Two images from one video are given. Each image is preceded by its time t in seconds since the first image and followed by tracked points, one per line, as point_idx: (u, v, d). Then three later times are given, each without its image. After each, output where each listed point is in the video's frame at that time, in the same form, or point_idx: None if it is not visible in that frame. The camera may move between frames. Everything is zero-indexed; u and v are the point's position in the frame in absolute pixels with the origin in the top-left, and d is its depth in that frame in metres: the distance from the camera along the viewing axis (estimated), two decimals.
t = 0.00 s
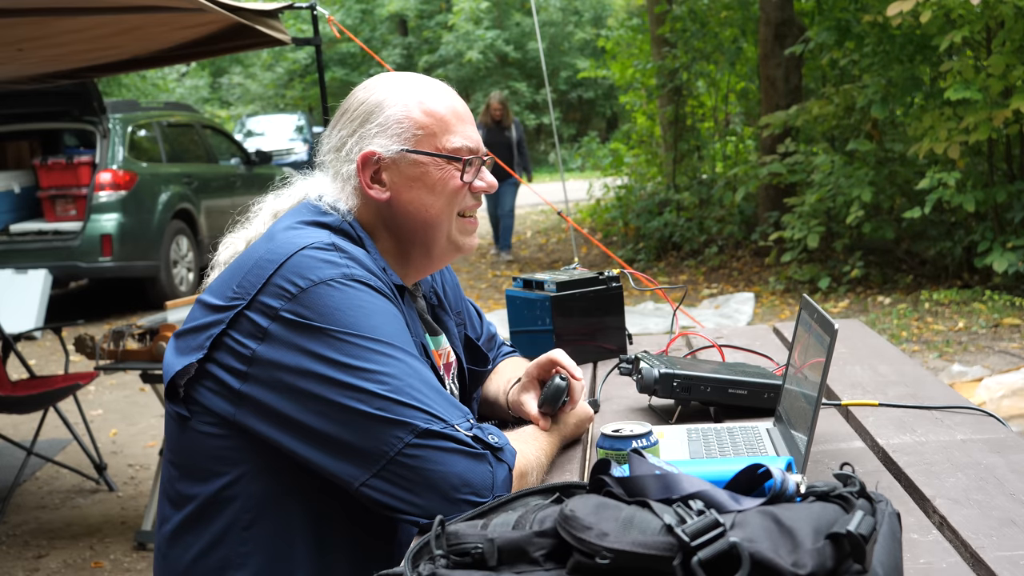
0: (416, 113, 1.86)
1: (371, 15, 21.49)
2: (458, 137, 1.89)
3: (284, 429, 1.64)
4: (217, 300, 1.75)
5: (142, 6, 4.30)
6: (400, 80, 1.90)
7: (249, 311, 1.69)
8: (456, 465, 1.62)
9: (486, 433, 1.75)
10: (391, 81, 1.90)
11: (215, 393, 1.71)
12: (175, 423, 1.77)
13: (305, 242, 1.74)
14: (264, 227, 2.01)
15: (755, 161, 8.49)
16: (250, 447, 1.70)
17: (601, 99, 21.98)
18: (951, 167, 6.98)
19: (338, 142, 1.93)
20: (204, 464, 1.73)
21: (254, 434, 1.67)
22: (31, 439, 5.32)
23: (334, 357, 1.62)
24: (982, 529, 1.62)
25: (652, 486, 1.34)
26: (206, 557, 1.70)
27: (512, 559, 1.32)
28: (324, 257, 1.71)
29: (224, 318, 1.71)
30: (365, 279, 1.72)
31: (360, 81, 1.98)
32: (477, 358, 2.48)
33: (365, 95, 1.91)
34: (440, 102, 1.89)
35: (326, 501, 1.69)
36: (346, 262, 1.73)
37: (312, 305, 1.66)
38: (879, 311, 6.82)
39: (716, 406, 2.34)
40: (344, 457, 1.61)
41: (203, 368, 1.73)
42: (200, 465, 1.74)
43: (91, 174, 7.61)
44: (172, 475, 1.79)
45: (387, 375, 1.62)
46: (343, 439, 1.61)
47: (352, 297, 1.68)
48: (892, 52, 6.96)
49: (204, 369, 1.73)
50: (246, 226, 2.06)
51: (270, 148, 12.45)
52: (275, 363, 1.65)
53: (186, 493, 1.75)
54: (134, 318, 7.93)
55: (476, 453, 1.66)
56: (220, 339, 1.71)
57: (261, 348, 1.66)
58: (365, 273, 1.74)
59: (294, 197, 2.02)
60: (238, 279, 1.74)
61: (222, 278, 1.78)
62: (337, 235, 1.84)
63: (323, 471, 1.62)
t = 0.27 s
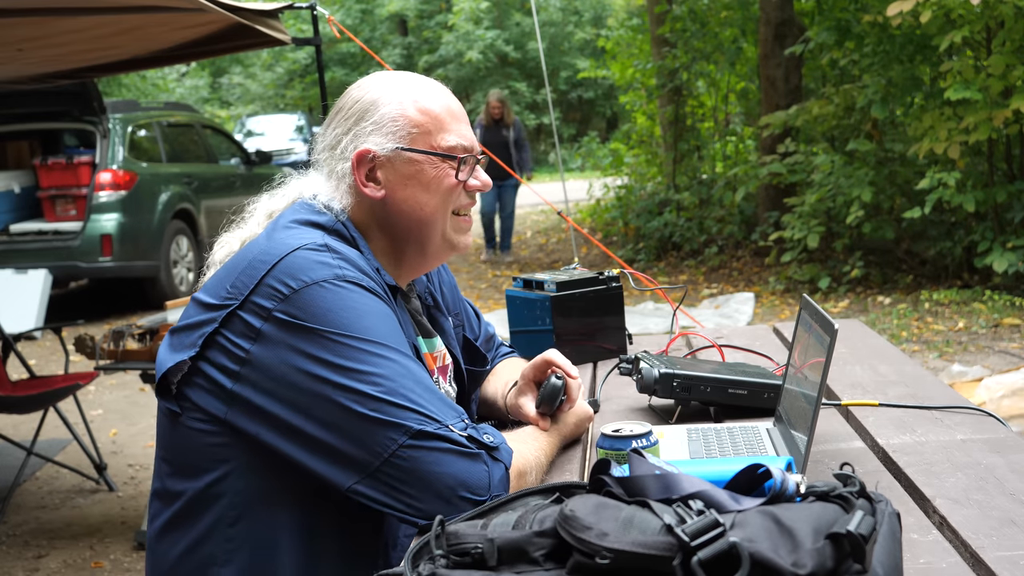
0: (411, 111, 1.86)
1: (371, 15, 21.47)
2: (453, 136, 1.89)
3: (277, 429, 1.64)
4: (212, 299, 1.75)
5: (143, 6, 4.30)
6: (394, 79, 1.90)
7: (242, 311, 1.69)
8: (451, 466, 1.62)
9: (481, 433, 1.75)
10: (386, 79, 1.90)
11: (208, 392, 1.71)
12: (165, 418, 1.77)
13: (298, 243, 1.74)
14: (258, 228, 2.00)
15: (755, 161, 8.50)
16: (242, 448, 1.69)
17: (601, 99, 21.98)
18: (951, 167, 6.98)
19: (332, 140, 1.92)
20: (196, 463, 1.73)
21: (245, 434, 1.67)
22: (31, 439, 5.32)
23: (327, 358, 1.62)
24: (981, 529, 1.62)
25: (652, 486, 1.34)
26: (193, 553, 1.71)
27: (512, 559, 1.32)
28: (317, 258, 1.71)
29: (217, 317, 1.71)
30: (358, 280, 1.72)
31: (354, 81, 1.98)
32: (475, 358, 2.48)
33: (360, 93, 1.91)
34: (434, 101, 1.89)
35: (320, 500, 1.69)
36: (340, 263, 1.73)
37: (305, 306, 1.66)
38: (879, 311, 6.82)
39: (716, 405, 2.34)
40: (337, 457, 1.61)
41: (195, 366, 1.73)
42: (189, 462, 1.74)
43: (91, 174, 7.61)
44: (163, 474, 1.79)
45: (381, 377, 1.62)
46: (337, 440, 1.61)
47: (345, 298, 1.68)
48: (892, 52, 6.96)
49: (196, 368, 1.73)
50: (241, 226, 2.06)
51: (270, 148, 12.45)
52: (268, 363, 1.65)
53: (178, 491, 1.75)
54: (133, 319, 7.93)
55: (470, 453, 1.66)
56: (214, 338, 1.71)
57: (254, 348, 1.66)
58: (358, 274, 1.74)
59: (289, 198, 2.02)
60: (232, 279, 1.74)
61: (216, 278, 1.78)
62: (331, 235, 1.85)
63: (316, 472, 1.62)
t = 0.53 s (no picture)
0: (420, 110, 1.87)
1: (371, 15, 21.47)
2: (459, 135, 1.91)
3: (278, 431, 1.64)
4: (210, 301, 1.75)
5: (143, 6, 4.31)
6: (398, 77, 1.89)
7: (241, 312, 1.69)
8: (450, 466, 1.63)
9: (480, 433, 1.75)
10: (390, 77, 1.89)
11: (209, 394, 1.71)
12: (168, 424, 1.77)
13: (296, 243, 1.74)
14: (253, 231, 2.00)
15: (755, 161, 8.50)
16: (243, 450, 1.69)
17: (601, 99, 21.98)
18: (951, 167, 6.98)
19: (336, 138, 1.90)
20: (198, 465, 1.73)
21: (248, 437, 1.67)
22: (31, 439, 5.32)
23: (327, 359, 1.62)
24: (981, 529, 1.62)
25: (652, 486, 1.34)
26: (199, 560, 1.70)
27: (512, 559, 1.32)
28: (316, 258, 1.71)
29: (216, 320, 1.71)
30: (356, 280, 1.72)
31: (354, 76, 1.96)
32: (473, 358, 2.48)
33: (365, 91, 1.89)
34: (441, 100, 1.90)
35: (321, 502, 1.69)
36: (338, 263, 1.73)
37: (304, 307, 1.66)
38: (879, 311, 6.82)
39: (716, 406, 2.34)
40: (339, 461, 1.61)
41: (196, 370, 1.73)
42: (193, 467, 1.74)
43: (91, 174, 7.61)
44: (165, 478, 1.79)
45: (380, 377, 1.62)
46: (338, 442, 1.61)
47: (343, 298, 1.68)
48: (892, 52, 6.96)
49: (196, 371, 1.73)
50: (237, 227, 2.05)
51: (270, 148, 12.45)
52: (268, 365, 1.65)
53: (180, 494, 1.75)
54: (134, 319, 7.93)
55: (469, 452, 1.66)
56: (213, 340, 1.71)
57: (253, 349, 1.66)
58: (356, 274, 1.74)
59: (284, 199, 2.03)
60: (231, 280, 1.74)
61: (214, 280, 1.78)
62: (329, 235, 1.85)
63: (317, 475, 1.62)
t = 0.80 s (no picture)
0: (446, 116, 1.87)
1: (371, 15, 21.46)
2: (476, 141, 1.93)
3: (281, 430, 1.64)
4: (212, 300, 1.75)
5: (143, 6, 4.31)
6: (419, 80, 1.87)
7: (244, 311, 1.69)
8: (452, 466, 1.63)
9: (482, 433, 1.75)
10: (412, 82, 1.87)
11: (212, 394, 1.71)
12: (171, 424, 1.77)
13: (300, 242, 1.74)
14: (254, 231, 1.99)
15: (755, 161, 8.50)
16: (246, 449, 1.69)
17: (601, 99, 21.97)
18: (951, 167, 6.98)
19: (360, 143, 1.85)
20: (200, 465, 1.73)
21: (251, 435, 1.67)
22: (31, 439, 5.32)
23: (331, 358, 1.62)
24: (982, 529, 1.62)
25: (652, 486, 1.34)
26: (202, 560, 1.70)
27: (512, 558, 1.32)
28: (320, 256, 1.71)
29: (220, 319, 1.71)
30: (361, 279, 1.72)
31: (364, 75, 1.90)
32: (474, 358, 2.48)
33: (390, 96, 1.85)
34: (460, 104, 1.91)
35: (323, 502, 1.69)
36: (342, 262, 1.73)
37: (308, 305, 1.66)
38: (879, 311, 6.82)
39: (716, 406, 2.34)
40: (341, 460, 1.61)
41: (199, 369, 1.73)
42: (196, 467, 1.74)
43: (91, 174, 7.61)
44: (168, 478, 1.79)
45: (384, 377, 1.62)
46: (339, 442, 1.61)
47: (347, 297, 1.68)
48: (892, 52, 6.96)
49: (199, 370, 1.73)
50: (239, 227, 2.04)
51: (270, 148, 12.45)
52: (271, 364, 1.65)
53: (182, 494, 1.75)
54: (134, 319, 7.93)
55: (471, 453, 1.66)
56: (216, 339, 1.71)
57: (256, 348, 1.66)
58: (360, 273, 1.74)
59: (290, 200, 2.03)
60: (234, 279, 1.74)
61: (217, 279, 1.78)
62: (334, 234, 1.84)
63: (319, 474, 1.62)
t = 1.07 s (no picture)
0: (442, 115, 1.87)
1: (371, 15, 21.45)
2: (472, 139, 1.94)
3: (278, 430, 1.65)
4: (209, 299, 1.75)
5: (143, 6, 4.31)
6: (415, 80, 1.87)
7: (241, 310, 1.69)
8: (448, 464, 1.63)
9: (478, 431, 1.75)
10: (408, 81, 1.87)
11: (209, 393, 1.71)
12: (168, 423, 1.77)
13: (297, 241, 1.74)
14: (250, 232, 1.99)
15: (755, 161, 8.50)
16: (243, 448, 1.69)
17: (601, 99, 21.97)
18: (951, 167, 6.98)
19: (356, 143, 1.86)
20: (198, 464, 1.73)
21: (249, 434, 1.67)
22: (31, 439, 5.32)
23: (328, 357, 1.62)
24: (981, 529, 1.62)
25: (652, 486, 1.34)
26: (201, 558, 1.70)
27: (512, 558, 1.32)
28: (317, 255, 1.71)
29: (216, 317, 1.71)
30: (357, 278, 1.72)
31: (361, 75, 1.90)
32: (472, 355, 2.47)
33: (386, 96, 1.85)
34: (456, 103, 1.91)
35: (321, 500, 1.69)
36: (339, 261, 1.73)
37: (304, 304, 1.66)
38: (879, 311, 6.82)
39: (716, 406, 2.34)
40: (338, 459, 1.61)
41: (196, 368, 1.73)
42: (194, 466, 1.74)
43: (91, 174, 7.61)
44: (165, 477, 1.78)
45: (380, 375, 1.62)
46: (336, 441, 1.61)
47: (343, 296, 1.68)
48: (892, 52, 6.96)
49: (197, 369, 1.73)
50: (236, 228, 2.04)
51: (270, 148, 12.45)
52: (267, 363, 1.65)
53: (180, 494, 1.74)
54: (133, 319, 7.93)
55: (468, 451, 1.66)
56: (213, 338, 1.71)
57: (253, 347, 1.66)
58: (357, 271, 1.74)
59: (287, 199, 2.02)
60: (230, 278, 1.74)
61: (214, 278, 1.78)
62: (331, 233, 1.84)
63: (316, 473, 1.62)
